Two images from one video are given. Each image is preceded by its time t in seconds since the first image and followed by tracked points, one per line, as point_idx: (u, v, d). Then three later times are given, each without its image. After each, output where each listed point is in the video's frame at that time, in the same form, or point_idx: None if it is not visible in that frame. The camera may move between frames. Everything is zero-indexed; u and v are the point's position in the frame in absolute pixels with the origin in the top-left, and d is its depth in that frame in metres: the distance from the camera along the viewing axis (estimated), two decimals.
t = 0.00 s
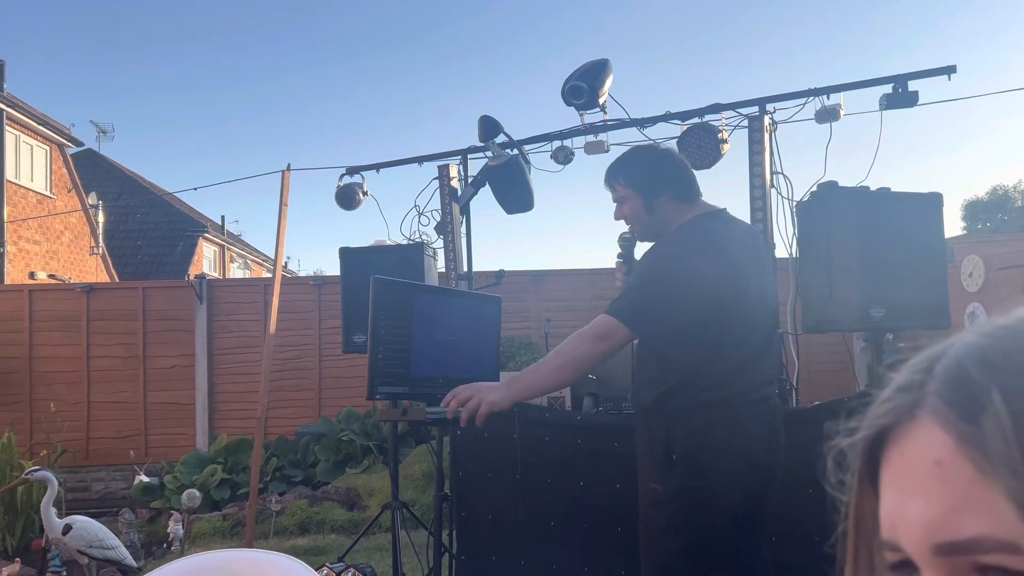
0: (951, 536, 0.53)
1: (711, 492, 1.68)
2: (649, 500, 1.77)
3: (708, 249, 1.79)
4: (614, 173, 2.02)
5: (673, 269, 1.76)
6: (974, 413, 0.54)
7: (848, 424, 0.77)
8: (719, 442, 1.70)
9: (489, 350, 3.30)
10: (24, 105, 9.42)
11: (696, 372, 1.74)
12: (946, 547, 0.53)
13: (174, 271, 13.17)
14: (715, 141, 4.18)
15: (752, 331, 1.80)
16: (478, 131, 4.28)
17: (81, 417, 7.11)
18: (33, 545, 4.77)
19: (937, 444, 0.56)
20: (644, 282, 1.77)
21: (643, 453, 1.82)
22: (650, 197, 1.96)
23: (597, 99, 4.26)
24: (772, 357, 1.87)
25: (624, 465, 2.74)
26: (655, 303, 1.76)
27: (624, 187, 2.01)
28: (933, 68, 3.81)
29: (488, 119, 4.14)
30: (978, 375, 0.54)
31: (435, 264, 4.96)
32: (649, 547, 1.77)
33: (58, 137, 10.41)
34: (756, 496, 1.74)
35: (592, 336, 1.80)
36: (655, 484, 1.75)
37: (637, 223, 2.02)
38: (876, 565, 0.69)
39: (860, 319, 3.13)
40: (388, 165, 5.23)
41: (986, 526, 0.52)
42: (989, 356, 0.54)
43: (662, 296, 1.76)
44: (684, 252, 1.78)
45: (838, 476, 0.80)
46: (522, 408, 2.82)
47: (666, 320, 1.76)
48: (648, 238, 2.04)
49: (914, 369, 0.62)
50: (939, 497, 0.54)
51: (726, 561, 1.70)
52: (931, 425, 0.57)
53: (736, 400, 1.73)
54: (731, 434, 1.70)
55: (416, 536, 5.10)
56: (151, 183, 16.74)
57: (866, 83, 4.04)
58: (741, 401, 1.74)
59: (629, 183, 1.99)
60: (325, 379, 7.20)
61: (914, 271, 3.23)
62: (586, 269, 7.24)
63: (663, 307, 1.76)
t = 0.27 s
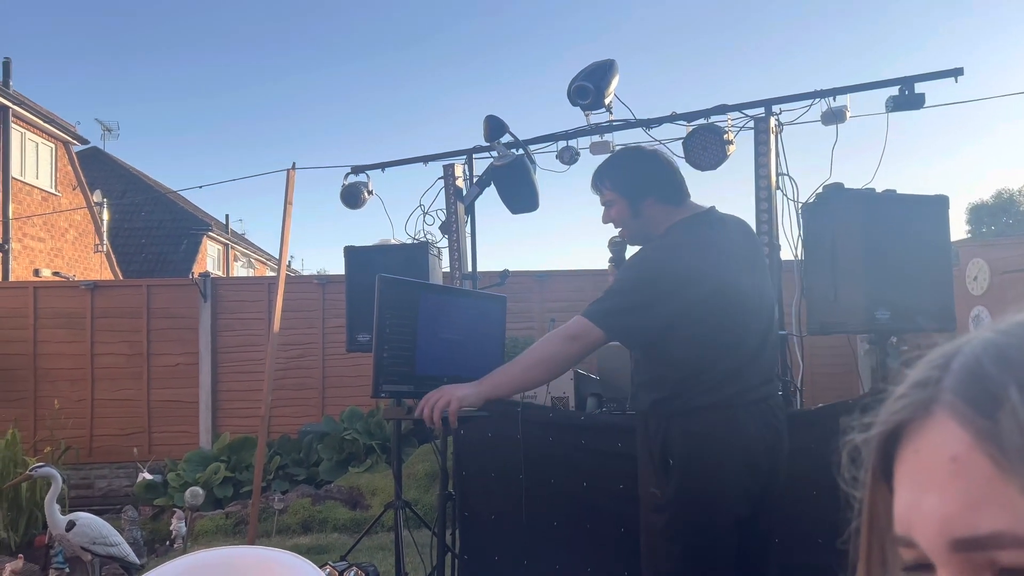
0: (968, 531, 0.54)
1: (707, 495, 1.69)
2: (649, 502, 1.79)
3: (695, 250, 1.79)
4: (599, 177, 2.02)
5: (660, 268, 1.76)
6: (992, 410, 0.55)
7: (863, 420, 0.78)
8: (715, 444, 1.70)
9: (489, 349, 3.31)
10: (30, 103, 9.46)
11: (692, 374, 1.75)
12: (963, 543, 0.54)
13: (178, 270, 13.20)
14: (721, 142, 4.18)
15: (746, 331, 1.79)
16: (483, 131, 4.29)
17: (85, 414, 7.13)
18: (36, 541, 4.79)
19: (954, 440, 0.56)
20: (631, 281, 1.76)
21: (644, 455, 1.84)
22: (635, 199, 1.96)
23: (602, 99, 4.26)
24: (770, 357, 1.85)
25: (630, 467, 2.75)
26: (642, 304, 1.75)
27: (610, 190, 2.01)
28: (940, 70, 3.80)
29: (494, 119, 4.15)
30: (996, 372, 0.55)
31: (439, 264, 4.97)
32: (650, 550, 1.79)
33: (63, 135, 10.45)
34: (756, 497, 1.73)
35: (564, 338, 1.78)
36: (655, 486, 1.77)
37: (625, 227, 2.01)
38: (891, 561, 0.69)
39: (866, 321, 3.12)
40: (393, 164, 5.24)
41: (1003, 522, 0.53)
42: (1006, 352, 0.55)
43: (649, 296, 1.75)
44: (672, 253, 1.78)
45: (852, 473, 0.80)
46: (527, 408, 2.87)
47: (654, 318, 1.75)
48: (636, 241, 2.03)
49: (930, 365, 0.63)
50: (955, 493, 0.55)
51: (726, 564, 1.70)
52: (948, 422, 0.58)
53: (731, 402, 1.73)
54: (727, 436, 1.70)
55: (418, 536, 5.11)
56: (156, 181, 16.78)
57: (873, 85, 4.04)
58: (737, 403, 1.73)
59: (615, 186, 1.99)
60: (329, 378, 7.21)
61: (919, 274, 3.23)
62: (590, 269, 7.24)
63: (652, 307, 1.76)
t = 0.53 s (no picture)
0: (977, 527, 0.54)
1: (708, 494, 1.69)
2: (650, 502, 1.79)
3: (693, 250, 1.79)
4: (597, 179, 2.02)
5: (659, 267, 1.76)
6: (1002, 408, 0.55)
7: (870, 418, 0.78)
8: (716, 444, 1.70)
9: (493, 348, 3.32)
10: (37, 100, 9.49)
11: (690, 372, 1.75)
12: (971, 539, 0.55)
13: (182, 268, 13.22)
14: (726, 143, 4.18)
15: (746, 330, 1.80)
16: (488, 131, 4.29)
17: (88, 411, 7.15)
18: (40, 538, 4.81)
19: (963, 437, 0.57)
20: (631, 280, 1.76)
21: (646, 455, 1.85)
22: (634, 200, 1.96)
23: (607, 100, 4.26)
24: (770, 356, 1.86)
25: (631, 467, 2.77)
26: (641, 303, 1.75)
27: (608, 192, 2.01)
28: (946, 72, 3.80)
29: (499, 119, 4.15)
30: (1006, 371, 0.55)
31: (443, 263, 4.97)
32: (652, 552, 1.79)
33: (69, 133, 10.48)
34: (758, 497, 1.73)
35: (561, 338, 1.79)
36: (656, 487, 1.77)
37: (625, 228, 2.02)
38: (897, 557, 0.70)
39: (871, 322, 3.11)
40: (398, 163, 5.25)
41: (1011, 518, 0.53)
42: (1016, 350, 0.55)
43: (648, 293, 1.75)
44: (669, 253, 1.78)
45: (859, 471, 0.80)
46: (530, 408, 2.85)
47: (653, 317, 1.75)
48: (636, 242, 2.04)
49: (939, 362, 0.63)
50: (965, 489, 0.56)
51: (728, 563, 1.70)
52: (957, 419, 0.58)
53: (731, 401, 1.73)
54: (727, 436, 1.71)
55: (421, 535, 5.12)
56: (161, 179, 16.82)
57: (879, 87, 4.03)
58: (737, 402, 1.74)
59: (612, 188, 1.99)
60: (332, 377, 7.22)
61: (924, 276, 3.22)
62: (593, 270, 7.25)
63: (651, 306, 1.75)
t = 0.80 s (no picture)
0: (984, 526, 0.54)
1: (713, 495, 1.68)
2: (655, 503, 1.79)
3: (701, 250, 1.78)
4: (606, 178, 2.02)
5: (666, 268, 1.75)
6: (1011, 407, 0.55)
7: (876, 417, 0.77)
8: (720, 444, 1.70)
9: (496, 348, 3.32)
10: (42, 98, 9.52)
11: (697, 374, 1.75)
12: (978, 539, 0.54)
13: (186, 266, 13.25)
14: (731, 143, 4.17)
15: (752, 331, 1.79)
16: (493, 130, 4.29)
17: (92, 408, 7.17)
18: (43, 534, 4.82)
19: (970, 436, 0.57)
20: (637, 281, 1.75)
21: (651, 455, 1.85)
22: (643, 199, 1.96)
23: (612, 99, 4.26)
24: (775, 356, 1.85)
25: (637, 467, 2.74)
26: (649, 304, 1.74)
27: (617, 191, 2.01)
28: (952, 72, 3.78)
29: (503, 118, 4.14)
30: (1015, 370, 0.55)
31: (447, 262, 4.97)
32: (656, 551, 1.79)
33: (74, 131, 10.51)
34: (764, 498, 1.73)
35: (579, 339, 1.77)
36: (661, 487, 1.77)
37: (634, 227, 2.01)
38: (903, 557, 0.69)
39: (875, 323, 3.12)
40: (402, 162, 5.25)
41: (1020, 518, 0.53)
42: None
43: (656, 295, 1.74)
44: (677, 252, 1.78)
45: (864, 470, 0.80)
46: (533, 407, 2.88)
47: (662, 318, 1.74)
48: (644, 241, 2.04)
49: (946, 360, 0.63)
50: (972, 488, 0.55)
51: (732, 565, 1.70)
52: (965, 418, 0.58)
53: (736, 401, 1.73)
54: (732, 436, 1.70)
55: (424, 534, 5.13)
56: (165, 177, 16.86)
57: (884, 87, 4.02)
58: (741, 403, 1.73)
59: (621, 186, 1.99)
60: (336, 375, 7.23)
61: (930, 278, 3.21)
62: (597, 270, 7.24)
63: (658, 307, 1.75)
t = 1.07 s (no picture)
0: (988, 524, 0.55)
1: (722, 494, 1.69)
2: (664, 500, 1.79)
3: (716, 248, 1.78)
4: (620, 176, 2.02)
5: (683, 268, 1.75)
6: (1015, 405, 0.56)
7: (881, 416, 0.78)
8: (730, 443, 1.70)
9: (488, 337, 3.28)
10: (48, 97, 9.57)
11: (709, 374, 1.74)
12: (983, 536, 0.55)
13: (191, 264, 13.29)
14: (737, 142, 4.16)
15: (763, 331, 1.79)
16: (498, 129, 4.30)
17: (98, 406, 7.19)
18: (49, 532, 4.85)
19: (975, 435, 0.57)
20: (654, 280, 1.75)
21: (659, 452, 1.85)
22: (657, 196, 1.96)
23: (617, 98, 4.26)
24: (785, 356, 1.85)
25: (641, 467, 2.74)
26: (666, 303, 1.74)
27: (631, 188, 2.01)
28: (958, 71, 3.77)
29: (508, 117, 4.15)
30: (1020, 368, 0.55)
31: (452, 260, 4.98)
32: (664, 548, 1.79)
33: (80, 130, 10.56)
34: (773, 497, 1.74)
35: (609, 342, 1.77)
36: (670, 484, 1.77)
37: (648, 224, 2.02)
38: (909, 556, 0.69)
39: (881, 323, 3.10)
40: (407, 160, 5.26)
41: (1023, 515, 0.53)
42: None
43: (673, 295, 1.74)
44: (693, 251, 1.78)
45: (869, 468, 0.80)
46: (537, 406, 2.91)
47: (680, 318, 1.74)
48: (658, 239, 2.04)
49: (951, 358, 0.63)
50: (976, 485, 0.56)
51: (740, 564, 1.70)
52: (968, 416, 0.58)
53: (747, 401, 1.73)
54: (741, 435, 1.71)
55: (428, 532, 5.15)
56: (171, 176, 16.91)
57: (890, 85, 4.01)
58: (751, 402, 1.74)
59: (635, 184, 1.99)
60: (341, 373, 7.25)
61: (936, 277, 3.21)
62: (602, 269, 7.24)
63: (675, 307, 1.74)
